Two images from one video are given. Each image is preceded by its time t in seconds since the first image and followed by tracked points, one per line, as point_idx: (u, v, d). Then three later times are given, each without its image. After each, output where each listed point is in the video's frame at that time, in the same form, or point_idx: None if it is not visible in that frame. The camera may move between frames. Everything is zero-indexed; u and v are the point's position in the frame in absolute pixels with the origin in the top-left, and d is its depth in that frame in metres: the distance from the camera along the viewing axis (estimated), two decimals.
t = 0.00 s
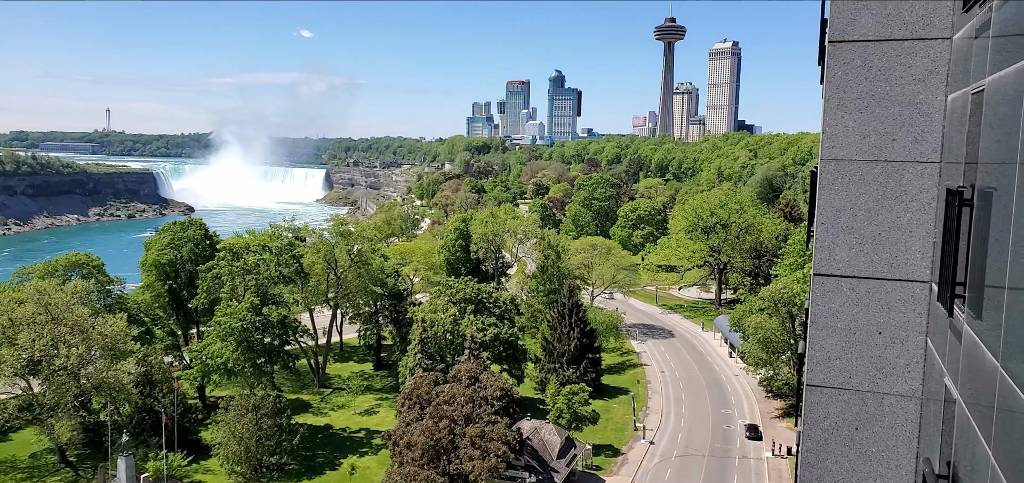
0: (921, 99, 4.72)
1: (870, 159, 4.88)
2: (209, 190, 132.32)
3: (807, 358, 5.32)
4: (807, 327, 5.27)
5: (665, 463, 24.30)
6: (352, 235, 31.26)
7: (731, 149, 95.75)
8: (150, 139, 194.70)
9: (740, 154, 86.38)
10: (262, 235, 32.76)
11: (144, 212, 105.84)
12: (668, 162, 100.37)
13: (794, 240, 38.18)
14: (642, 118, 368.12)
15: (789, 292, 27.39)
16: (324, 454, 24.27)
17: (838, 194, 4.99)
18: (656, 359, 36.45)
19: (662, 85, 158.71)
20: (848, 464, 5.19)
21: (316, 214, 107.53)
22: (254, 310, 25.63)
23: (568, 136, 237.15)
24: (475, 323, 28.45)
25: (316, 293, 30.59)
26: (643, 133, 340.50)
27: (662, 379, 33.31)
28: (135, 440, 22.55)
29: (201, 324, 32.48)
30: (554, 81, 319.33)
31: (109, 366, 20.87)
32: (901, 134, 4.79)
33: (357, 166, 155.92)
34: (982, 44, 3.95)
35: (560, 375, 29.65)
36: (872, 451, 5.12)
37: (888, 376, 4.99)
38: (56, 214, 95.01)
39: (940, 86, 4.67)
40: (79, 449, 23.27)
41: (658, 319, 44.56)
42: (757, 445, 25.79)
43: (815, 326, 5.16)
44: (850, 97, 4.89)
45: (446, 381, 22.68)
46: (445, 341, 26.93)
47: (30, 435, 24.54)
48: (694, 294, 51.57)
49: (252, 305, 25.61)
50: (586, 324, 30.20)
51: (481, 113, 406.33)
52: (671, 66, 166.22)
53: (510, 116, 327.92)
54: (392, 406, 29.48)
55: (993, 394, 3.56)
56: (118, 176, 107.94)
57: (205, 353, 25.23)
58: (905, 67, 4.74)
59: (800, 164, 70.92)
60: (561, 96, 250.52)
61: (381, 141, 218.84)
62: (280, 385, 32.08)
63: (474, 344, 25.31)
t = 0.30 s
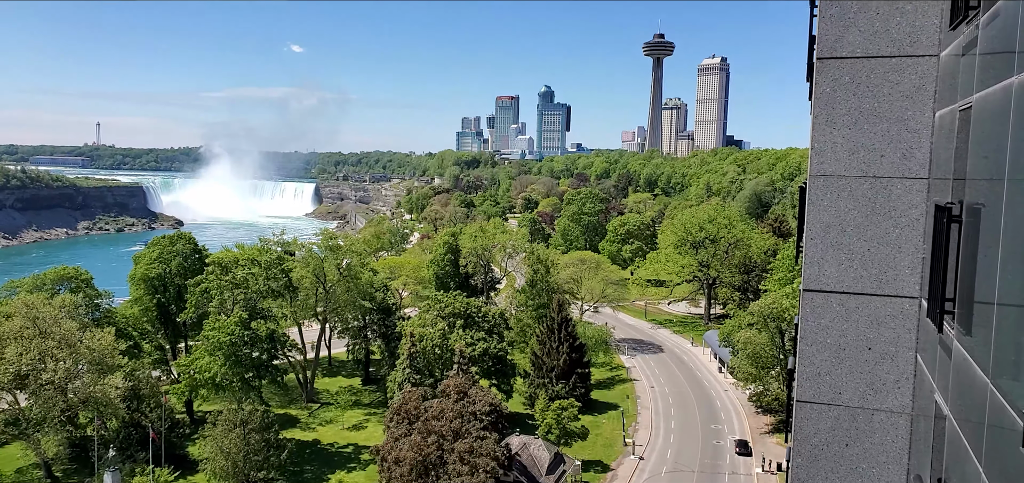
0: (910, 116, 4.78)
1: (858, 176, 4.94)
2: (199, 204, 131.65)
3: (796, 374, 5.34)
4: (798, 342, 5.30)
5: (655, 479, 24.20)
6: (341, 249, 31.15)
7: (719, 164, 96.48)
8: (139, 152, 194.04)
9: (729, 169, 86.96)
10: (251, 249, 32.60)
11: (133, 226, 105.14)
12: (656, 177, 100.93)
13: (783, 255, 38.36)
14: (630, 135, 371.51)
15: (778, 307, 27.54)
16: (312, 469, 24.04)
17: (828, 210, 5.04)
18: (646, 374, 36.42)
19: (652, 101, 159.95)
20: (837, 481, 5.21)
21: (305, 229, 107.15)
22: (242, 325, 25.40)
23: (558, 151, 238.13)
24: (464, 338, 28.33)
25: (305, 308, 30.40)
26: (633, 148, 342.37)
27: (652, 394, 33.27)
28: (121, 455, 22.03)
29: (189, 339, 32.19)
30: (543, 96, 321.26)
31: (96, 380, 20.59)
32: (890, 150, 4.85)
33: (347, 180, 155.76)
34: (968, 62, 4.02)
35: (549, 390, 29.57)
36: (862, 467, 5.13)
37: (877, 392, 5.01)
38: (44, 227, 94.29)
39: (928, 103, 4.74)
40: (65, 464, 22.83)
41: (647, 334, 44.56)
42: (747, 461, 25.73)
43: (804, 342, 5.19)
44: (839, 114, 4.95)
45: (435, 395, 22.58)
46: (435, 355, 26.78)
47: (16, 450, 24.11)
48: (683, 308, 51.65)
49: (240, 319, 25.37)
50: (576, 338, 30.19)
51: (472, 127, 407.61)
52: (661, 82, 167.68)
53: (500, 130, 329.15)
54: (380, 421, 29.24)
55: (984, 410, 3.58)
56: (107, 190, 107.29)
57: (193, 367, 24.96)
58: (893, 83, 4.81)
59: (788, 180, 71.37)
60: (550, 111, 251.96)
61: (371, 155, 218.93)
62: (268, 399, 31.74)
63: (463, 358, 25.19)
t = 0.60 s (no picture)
0: (906, 129, 4.81)
1: (856, 188, 4.96)
2: (197, 217, 131.57)
3: (794, 388, 5.34)
4: (796, 357, 5.29)
5: None
6: (338, 262, 31.10)
7: (717, 177, 96.76)
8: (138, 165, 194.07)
9: (726, 182, 87.16)
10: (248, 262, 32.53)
11: (130, 238, 105.01)
12: (654, 190, 101.15)
13: (781, 268, 38.35)
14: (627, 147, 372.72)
15: (777, 320, 27.54)
16: None
17: (825, 223, 5.06)
18: (644, 387, 36.26)
19: (649, 114, 160.54)
20: None
21: (303, 241, 107.06)
22: (239, 338, 25.29)
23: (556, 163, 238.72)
24: (462, 351, 28.22)
25: (302, 320, 30.31)
26: (630, 161, 343.70)
27: (650, 407, 33.12)
28: (116, 470, 21.60)
29: (186, 352, 32.05)
30: (541, 110, 322.93)
31: (93, 393, 20.47)
32: (886, 164, 4.88)
33: (345, 193, 155.86)
34: (964, 76, 4.06)
35: (547, 403, 29.45)
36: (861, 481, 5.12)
37: (876, 406, 5.00)
38: (42, 240, 94.14)
39: (924, 116, 4.77)
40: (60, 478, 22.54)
41: (645, 347, 44.43)
42: (745, 475, 25.57)
43: (803, 355, 5.19)
44: (835, 127, 4.99)
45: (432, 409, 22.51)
46: (432, 368, 26.66)
47: (11, 464, 23.89)
48: (681, 321, 51.54)
49: (237, 332, 25.27)
50: (573, 351, 30.13)
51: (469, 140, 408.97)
52: (658, 95, 168.41)
53: (498, 143, 330.25)
54: (378, 434, 29.08)
55: (983, 424, 3.57)
56: (105, 203, 107.24)
57: (190, 381, 24.81)
58: (890, 97, 4.84)
59: (786, 192, 71.56)
60: (548, 124, 252.86)
61: (369, 167, 219.30)
62: (265, 413, 31.56)
63: (461, 371, 25.11)
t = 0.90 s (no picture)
0: (905, 139, 4.83)
1: (856, 198, 4.97)
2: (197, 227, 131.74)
3: (795, 397, 5.33)
4: (797, 366, 5.28)
5: None
6: (339, 272, 31.05)
7: (717, 186, 96.86)
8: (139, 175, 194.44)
9: (726, 191, 87.27)
10: (248, 271, 32.54)
11: (130, 248, 105.10)
12: (654, 199, 101.24)
13: (781, 277, 38.34)
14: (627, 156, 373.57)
15: (777, 330, 27.46)
16: None
17: (826, 232, 5.06)
18: (645, 397, 36.14)
19: (649, 123, 160.95)
20: None
21: (303, 251, 107.12)
22: (239, 348, 25.22)
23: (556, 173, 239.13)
24: (463, 361, 28.14)
25: (302, 330, 30.27)
26: (631, 170, 343.88)
27: (651, 417, 32.98)
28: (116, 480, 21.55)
29: (186, 361, 31.99)
30: (541, 120, 323.90)
31: (92, 403, 20.45)
32: (886, 174, 4.89)
33: (346, 202, 156.04)
34: (964, 86, 4.06)
35: (548, 413, 29.34)
36: None
37: (877, 415, 4.99)
38: (42, 250, 94.18)
39: (924, 126, 4.78)
40: None
41: (646, 357, 44.33)
42: None
43: (803, 365, 5.18)
44: (835, 137, 5.00)
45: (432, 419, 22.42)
46: (432, 378, 26.55)
47: (11, 474, 23.79)
48: (682, 331, 51.46)
49: (237, 342, 25.21)
50: (574, 361, 30.02)
51: (470, 149, 409.45)
52: (657, 105, 168.95)
53: (498, 152, 331.07)
54: (378, 445, 28.97)
55: (984, 433, 3.56)
56: (106, 212, 107.39)
57: (190, 391, 24.72)
58: (888, 107, 4.86)
59: (786, 201, 71.65)
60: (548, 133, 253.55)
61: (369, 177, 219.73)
62: (265, 423, 31.43)
63: (461, 381, 25.04)
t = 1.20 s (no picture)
0: (914, 144, 4.80)
1: (864, 204, 4.95)
2: (205, 231, 132.48)
3: (803, 403, 5.29)
4: (804, 372, 5.26)
5: None
6: (346, 276, 31.11)
7: (724, 191, 96.70)
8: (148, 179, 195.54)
9: (734, 196, 87.05)
10: (256, 276, 32.68)
11: (138, 252, 105.79)
12: (661, 204, 101.10)
13: (789, 283, 38.20)
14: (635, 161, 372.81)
15: (785, 336, 27.15)
16: None
17: (834, 237, 5.03)
18: (653, 402, 35.98)
19: (656, 128, 160.84)
20: None
21: (310, 255, 107.45)
22: (246, 351, 25.28)
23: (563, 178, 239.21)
24: (469, 365, 28.14)
25: (310, 335, 30.35)
26: (637, 175, 343.88)
27: (658, 423, 32.85)
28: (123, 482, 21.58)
29: (194, 365, 32.12)
30: (548, 124, 324.16)
31: (100, 406, 20.44)
32: (895, 179, 4.86)
33: (353, 207, 156.52)
34: (974, 90, 4.04)
35: (554, 418, 29.26)
36: None
37: (885, 422, 4.96)
38: (51, 253, 94.93)
39: (933, 130, 4.76)
40: None
41: (653, 363, 44.16)
42: None
43: (812, 370, 5.15)
44: (843, 142, 4.98)
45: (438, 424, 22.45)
46: (438, 383, 26.50)
47: (19, 476, 23.87)
48: (689, 336, 51.30)
49: (244, 346, 25.27)
50: (581, 366, 29.91)
51: (476, 154, 410.47)
52: (665, 110, 168.84)
53: (505, 156, 331.41)
54: (384, 449, 28.98)
55: (994, 441, 3.52)
56: (114, 216, 108.16)
57: (197, 394, 24.79)
58: (898, 111, 4.83)
59: (793, 207, 71.42)
60: (555, 138, 253.71)
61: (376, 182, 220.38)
62: (272, 426, 31.50)
63: (468, 385, 25.02)
